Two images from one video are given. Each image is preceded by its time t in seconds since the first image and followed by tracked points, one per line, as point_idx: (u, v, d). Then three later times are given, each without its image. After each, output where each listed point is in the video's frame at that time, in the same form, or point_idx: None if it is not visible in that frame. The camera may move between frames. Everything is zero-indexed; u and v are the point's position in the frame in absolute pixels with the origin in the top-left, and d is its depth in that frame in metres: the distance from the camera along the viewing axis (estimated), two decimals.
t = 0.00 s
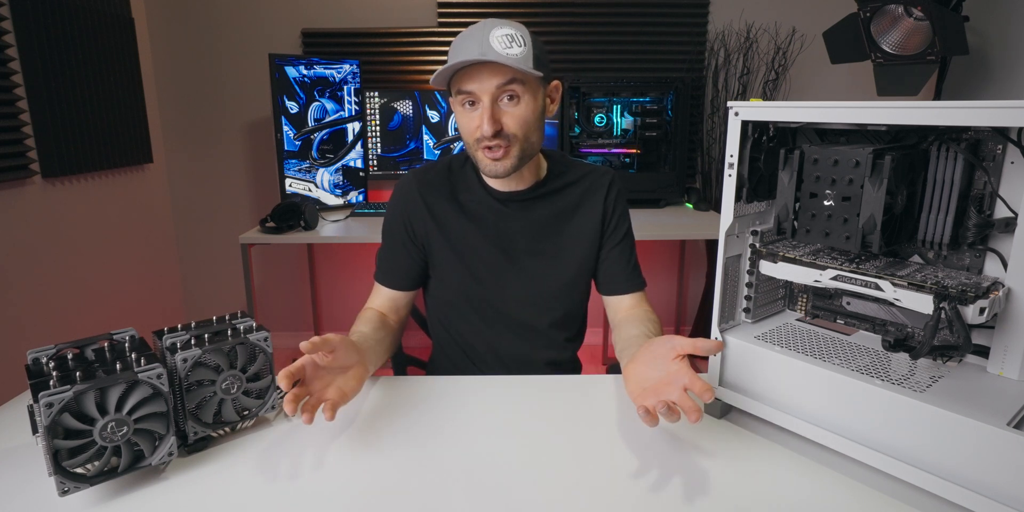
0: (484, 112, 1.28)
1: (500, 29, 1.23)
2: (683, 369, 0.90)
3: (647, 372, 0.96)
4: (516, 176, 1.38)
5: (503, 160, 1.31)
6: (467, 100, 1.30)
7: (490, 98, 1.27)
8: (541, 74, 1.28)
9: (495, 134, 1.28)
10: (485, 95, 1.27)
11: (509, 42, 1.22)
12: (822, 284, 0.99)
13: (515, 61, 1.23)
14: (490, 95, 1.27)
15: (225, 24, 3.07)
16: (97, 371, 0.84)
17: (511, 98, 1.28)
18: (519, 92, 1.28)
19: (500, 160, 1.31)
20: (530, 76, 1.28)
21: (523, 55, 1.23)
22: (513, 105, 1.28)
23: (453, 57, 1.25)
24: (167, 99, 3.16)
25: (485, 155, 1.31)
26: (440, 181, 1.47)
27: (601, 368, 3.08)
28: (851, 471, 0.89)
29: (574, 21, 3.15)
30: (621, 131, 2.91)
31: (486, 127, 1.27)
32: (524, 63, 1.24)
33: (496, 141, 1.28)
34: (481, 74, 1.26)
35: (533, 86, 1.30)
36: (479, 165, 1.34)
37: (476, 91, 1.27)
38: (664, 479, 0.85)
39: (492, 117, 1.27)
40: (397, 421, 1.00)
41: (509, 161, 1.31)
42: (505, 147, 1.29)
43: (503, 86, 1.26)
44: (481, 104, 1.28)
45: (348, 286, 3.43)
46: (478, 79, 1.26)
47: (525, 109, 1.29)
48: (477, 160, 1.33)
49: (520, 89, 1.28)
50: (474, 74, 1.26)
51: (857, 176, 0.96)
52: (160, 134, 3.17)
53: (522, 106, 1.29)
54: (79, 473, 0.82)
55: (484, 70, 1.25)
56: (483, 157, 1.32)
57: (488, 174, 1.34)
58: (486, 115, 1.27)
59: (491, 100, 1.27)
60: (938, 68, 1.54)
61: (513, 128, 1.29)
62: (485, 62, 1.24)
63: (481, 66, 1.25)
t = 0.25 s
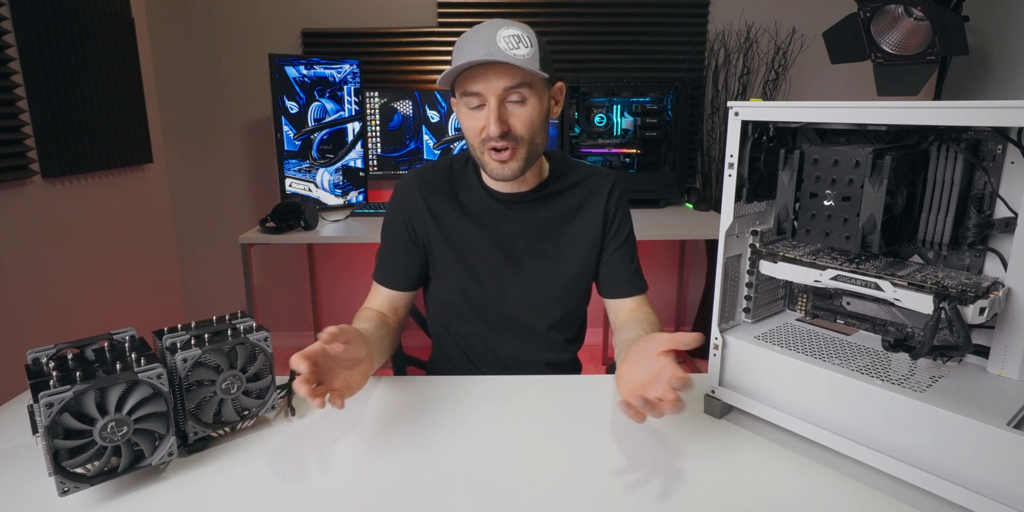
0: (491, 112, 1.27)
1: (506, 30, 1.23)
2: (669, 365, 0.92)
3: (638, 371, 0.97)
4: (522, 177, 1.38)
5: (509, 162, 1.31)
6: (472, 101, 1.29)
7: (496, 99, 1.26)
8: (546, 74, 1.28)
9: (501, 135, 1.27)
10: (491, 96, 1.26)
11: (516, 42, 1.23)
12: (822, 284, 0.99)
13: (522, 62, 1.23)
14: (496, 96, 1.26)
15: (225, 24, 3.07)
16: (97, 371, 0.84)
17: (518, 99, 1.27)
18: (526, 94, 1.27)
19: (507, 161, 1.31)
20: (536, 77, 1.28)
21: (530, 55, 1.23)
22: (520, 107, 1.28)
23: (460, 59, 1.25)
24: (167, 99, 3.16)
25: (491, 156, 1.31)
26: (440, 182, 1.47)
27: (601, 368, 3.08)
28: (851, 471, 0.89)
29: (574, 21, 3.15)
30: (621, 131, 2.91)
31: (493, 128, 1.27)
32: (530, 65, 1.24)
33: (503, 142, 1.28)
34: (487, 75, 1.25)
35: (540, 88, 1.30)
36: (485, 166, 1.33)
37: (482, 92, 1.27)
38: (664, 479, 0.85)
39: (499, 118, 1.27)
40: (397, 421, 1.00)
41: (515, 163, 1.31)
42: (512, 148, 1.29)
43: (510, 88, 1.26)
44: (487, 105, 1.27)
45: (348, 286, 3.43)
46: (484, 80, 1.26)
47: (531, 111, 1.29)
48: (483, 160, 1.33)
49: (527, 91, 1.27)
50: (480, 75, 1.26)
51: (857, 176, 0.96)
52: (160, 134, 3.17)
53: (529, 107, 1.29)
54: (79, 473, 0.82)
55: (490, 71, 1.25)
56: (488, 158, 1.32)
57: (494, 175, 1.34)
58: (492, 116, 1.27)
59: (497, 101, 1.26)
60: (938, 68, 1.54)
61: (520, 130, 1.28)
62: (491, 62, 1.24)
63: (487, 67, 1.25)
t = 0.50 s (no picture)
0: (507, 103, 1.28)
1: (528, 25, 1.26)
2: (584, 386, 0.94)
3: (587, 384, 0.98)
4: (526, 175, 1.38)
5: (519, 156, 1.31)
6: (488, 92, 1.29)
7: (513, 90, 1.27)
8: (563, 71, 1.31)
9: (515, 128, 1.28)
10: (508, 87, 1.27)
11: (539, 36, 1.25)
12: (822, 284, 0.99)
13: (543, 57, 1.26)
14: (514, 87, 1.27)
15: (226, 24, 3.07)
16: (97, 371, 0.84)
17: (534, 93, 1.29)
18: (543, 89, 1.29)
19: (515, 155, 1.31)
20: (553, 74, 1.30)
21: (552, 52, 1.26)
22: (536, 101, 1.29)
23: (479, 47, 1.25)
24: (167, 99, 3.16)
25: (500, 149, 1.30)
26: (441, 183, 1.47)
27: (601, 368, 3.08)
28: (851, 471, 0.89)
29: (574, 21, 3.15)
30: (621, 131, 2.91)
31: (508, 119, 1.27)
32: (549, 60, 1.27)
33: (516, 134, 1.28)
34: (506, 66, 1.26)
35: (556, 87, 1.32)
36: (492, 160, 1.33)
37: (500, 83, 1.27)
38: (664, 478, 0.85)
39: (514, 109, 1.27)
40: (397, 421, 1.00)
41: (524, 158, 1.31)
42: (523, 142, 1.29)
43: (528, 80, 1.27)
44: (503, 97, 1.28)
45: (348, 286, 3.44)
46: (503, 70, 1.27)
47: (546, 106, 1.30)
48: (490, 153, 1.32)
49: (544, 86, 1.29)
50: (499, 65, 1.26)
51: (857, 176, 0.96)
52: (160, 134, 3.17)
53: (544, 103, 1.30)
54: (79, 473, 0.82)
55: (510, 62, 1.26)
56: (497, 151, 1.31)
57: (501, 169, 1.33)
58: (508, 107, 1.27)
59: (514, 92, 1.27)
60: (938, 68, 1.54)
61: (534, 124, 1.29)
62: (511, 54, 1.25)
63: (507, 59, 1.26)
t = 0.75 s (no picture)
0: (533, 103, 1.29)
1: (555, 30, 1.29)
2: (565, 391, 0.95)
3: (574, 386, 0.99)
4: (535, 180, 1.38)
5: (537, 158, 1.31)
6: (513, 90, 1.30)
7: (540, 90, 1.29)
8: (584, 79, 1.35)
9: (539, 128, 1.29)
10: (535, 86, 1.29)
11: (567, 40, 1.27)
12: (822, 284, 0.99)
13: (570, 59, 1.29)
14: (541, 87, 1.29)
15: (226, 24, 3.07)
16: (97, 371, 0.84)
17: (558, 97, 1.31)
18: (565, 93, 1.32)
19: (531, 158, 1.31)
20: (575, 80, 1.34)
21: (581, 56, 1.29)
22: (558, 104, 1.32)
23: (513, 41, 1.24)
24: (167, 99, 3.16)
25: (519, 149, 1.30)
26: (442, 185, 1.46)
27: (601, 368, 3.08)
28: (850, 470, 0.89)
29: (574, 21, 3.15)
30: (621, 131, 2.90)
31: (534, 119, 1.28)
32: (575, 65, 1.30)
33: (538, 135, 1.29)
34: (534, 64, 1.28)
35: (575, 94, 1.36)
36: (508, 159, 1.32)
37: (527, 81, 1.29)
38: (664, 478, 0.85)
39: (540, 110, 1.29)
40: (397, 422, 1.00)
41: (542, 160, 1.32)
42: (543, 144, 1.31)
43: (554, 82, 1.29)
44: (529, 96, 1.29)
45: (349, 286, 3.44)
46: (531, 69, 1.28)
47: (567, 111, 1.33)
48: (508, 152, 1.31)
49: (567, 90, 1.32)
50: (527, 63, 1.28)
51: (857, 176, 0.96)
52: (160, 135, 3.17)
53: (565, 107, 1.33)
54: (79, 473, 0.82)
55: (538, 62, 1.28)
56: (513, 152, 1.31)
57: (517, 169, 1.32)
58: (534, 107, 1.29)
59: (540, 92, 1.29)
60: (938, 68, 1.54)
61: (555, 127, 1.32)
62: (541, 54, 1.27)
63: (535, 57, 1.27)
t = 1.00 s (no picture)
0: (541, 111, 1.29)
1: (563, 35, 1.28)
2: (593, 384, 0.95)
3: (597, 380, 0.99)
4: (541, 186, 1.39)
5: (544, 166, 1.31)
6: (521, 98, 1.30)
7: (548, 98, 1.29)
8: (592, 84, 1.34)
9: (547, 137, 1.29)
10: (543, 95, 1.29)
11: (575, 47, 1.27)
12: (822, 284, 0.99)
13: (578, 66, 1.28)
14: (549, 96, 1.28)
15: (226, 24, 3.07)
16: (97, 371, 0.84)
17: (565, 105, 1.31)
18: (573, 101, 1.32)
19: (540, 165, 1.31)
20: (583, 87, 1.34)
21: (589, 63, 1.28)
22: (566, 112, 1.32)
23: (526, 50, 1.23)
24: (167, 99, 3.16)
25: (526, 158, 1.31)
26: (444, 186, 1.46)
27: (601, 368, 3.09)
28: (850, 470, 0.89)
29: (574, 21, 3.15)
30: (621, 131, 2.90)
31: (541, 128, 1.28)
32: (583, 71, 1.30)
33: (545, 144, 1.30)
34: (542, 72, 1.27)
35: (582, 100, 1.36)
36: (515, 167, 1.32)
37: (535, 90, 1.28)
38: (664, 478, 0.85)
39: (547, 119, 1.29)
40: (397, 422, 1.00)
41: (549, 168, 1.32)
42: (550, 152, 1.31)
43: (562, 90, 1.29)
44: (537, 105, 1.29)
45: (349, 286, 3.44)
46: (539, 77, 1.27)
47: (574, 119, 1.34)
48: (515, 160, 1.32)
49: (574, 98, 1.32)
50: (535, 71, 1.27)
51: (857, 176, 0.96)
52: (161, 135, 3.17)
53: (573, 115, 1.33)
54: (79, 472, 0.82)
55: (546, 69, 1.27)
56: (522, 160, 1.31)
57: (523, 178, 1.32)
58: (542, 116, 1.29)
59: (548, 101, 1.29)
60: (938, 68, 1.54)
61: (562, 135, 1.32)
62: (549, 61, 1.27)
63: (543, 65, 1.27)
